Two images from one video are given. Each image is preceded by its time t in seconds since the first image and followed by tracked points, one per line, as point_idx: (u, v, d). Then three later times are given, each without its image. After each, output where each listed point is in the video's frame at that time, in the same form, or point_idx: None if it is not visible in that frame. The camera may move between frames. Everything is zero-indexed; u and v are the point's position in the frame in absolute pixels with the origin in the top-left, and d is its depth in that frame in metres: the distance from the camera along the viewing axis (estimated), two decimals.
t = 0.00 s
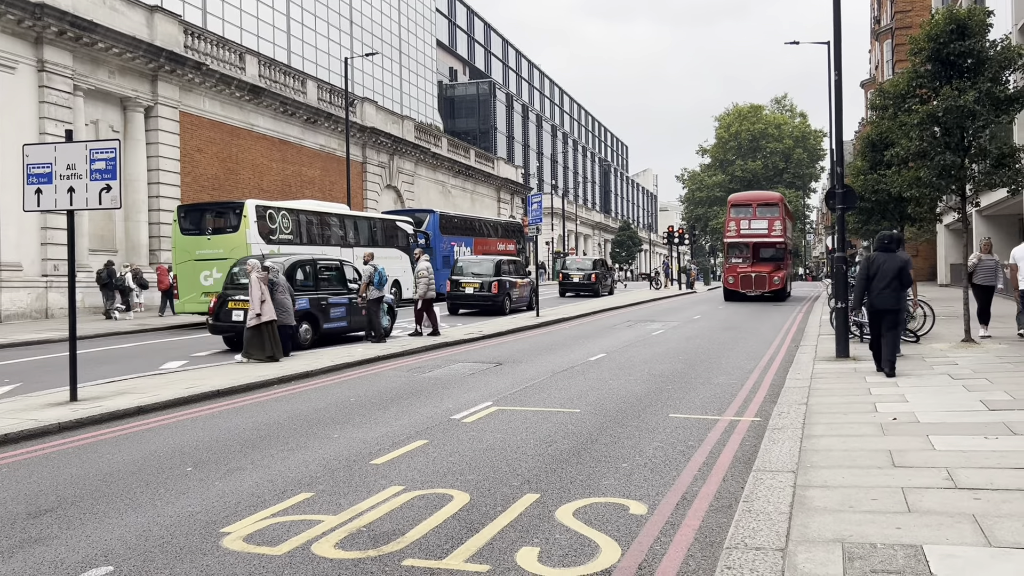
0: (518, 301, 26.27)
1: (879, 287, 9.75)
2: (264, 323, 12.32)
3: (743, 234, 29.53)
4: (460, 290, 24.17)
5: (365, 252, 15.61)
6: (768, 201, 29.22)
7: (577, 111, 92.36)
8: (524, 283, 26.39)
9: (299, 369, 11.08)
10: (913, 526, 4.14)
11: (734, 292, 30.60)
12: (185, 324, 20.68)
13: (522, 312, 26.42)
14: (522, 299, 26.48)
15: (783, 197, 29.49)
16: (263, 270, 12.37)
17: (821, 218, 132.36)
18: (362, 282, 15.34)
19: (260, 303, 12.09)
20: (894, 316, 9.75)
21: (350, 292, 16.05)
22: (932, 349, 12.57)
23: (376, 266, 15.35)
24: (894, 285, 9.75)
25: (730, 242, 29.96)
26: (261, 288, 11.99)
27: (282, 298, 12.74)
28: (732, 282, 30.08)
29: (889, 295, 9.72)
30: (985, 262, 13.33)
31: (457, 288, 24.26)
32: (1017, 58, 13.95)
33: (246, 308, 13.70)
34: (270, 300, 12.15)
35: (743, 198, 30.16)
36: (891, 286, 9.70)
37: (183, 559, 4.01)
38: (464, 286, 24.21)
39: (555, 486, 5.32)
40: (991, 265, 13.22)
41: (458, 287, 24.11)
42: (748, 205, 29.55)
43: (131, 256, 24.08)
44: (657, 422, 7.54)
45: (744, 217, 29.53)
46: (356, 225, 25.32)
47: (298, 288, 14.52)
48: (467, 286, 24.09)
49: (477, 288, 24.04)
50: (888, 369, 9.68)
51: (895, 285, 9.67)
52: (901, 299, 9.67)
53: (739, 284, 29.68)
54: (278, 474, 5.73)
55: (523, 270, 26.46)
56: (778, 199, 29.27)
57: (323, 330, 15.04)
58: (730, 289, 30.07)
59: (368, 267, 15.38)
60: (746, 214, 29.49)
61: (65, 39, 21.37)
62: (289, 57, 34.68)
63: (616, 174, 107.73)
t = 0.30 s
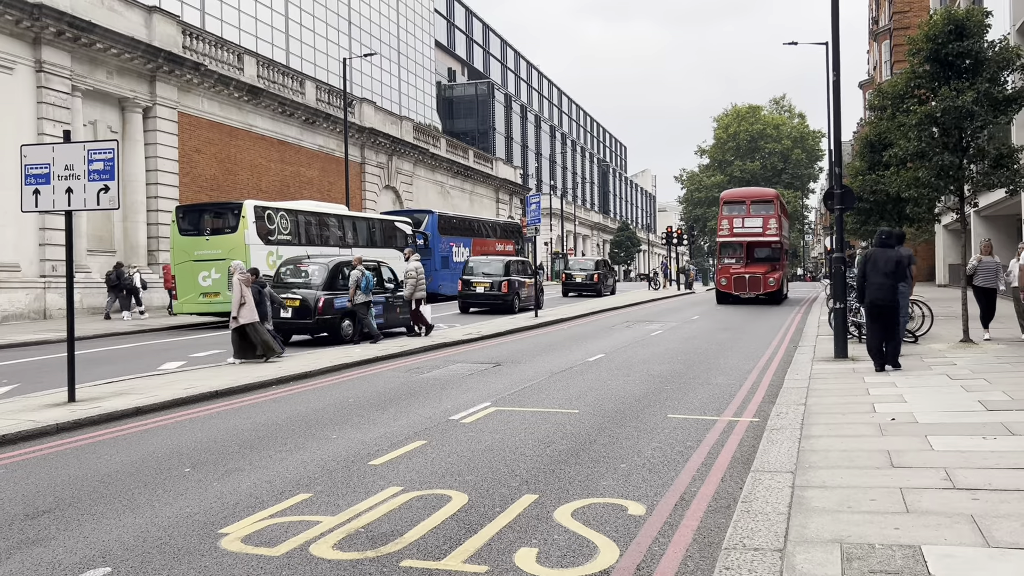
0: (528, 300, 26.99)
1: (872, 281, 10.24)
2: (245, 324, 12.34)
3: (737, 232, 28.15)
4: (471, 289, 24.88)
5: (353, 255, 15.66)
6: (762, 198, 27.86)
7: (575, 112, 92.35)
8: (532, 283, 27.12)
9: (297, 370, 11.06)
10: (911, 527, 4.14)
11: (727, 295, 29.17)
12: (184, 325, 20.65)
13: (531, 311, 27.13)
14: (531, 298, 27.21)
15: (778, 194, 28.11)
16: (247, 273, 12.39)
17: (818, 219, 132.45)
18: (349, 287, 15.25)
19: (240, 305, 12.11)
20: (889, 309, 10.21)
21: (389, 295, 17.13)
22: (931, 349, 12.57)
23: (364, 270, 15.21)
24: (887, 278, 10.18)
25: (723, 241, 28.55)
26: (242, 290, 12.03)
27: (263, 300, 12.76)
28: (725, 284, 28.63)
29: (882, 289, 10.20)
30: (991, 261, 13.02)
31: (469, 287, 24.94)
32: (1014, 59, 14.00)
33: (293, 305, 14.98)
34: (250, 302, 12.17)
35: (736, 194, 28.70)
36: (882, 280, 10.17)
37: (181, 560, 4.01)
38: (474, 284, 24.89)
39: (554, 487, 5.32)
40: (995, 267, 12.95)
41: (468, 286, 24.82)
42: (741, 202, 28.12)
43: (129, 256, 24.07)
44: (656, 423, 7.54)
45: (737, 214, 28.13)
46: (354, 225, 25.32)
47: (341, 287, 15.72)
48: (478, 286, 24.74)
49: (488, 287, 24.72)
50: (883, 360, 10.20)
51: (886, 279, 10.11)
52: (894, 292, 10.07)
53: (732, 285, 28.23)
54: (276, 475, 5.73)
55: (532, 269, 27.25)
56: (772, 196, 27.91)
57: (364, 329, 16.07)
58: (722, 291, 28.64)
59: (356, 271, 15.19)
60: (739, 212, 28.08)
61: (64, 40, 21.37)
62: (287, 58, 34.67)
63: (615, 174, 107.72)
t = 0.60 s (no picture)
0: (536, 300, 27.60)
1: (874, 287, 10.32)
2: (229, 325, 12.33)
3: (730, 232, 26.60)
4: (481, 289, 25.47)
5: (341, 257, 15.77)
6: (758, 196, 26.43)
7: (574, 112, 92.34)
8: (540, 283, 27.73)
9: (297, 372, 11.06)
10: (910, 528, 4.14)
11: (720, 299, 27.48)
12: (183, 326, 20.67)
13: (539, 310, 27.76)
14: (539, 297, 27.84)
15: (774, 192, 26.68)
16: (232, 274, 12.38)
17: (818, 220, 132.46)
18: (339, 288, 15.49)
19: (225, 305, 12.12)
20: (891, 313, 10.33)
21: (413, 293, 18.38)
22: (930, 351, 12.58)
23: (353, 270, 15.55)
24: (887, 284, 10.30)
25: (715, 242, 26.90)
26: (227, 290, 12.07)
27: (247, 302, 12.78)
28: (718, 287, 26.99)
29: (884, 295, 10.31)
30: (993, 261, 12.93)
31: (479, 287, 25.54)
32: (1014, 60, 14.02)
33: (328, 303, 16.59)
34: (235, 303, 12.20)
35: (728, 193, 27.20)
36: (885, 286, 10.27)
37: (180, 561, 4.01)
38: (483, 284, 25.47)
39: (553, 488, 5.32)
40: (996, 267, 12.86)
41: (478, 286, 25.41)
42: (735, 200, 26.66)
43: (128, 258, 24.07)
44: (655, 424, 7.54)
45: (731, 214, 26.65)
46: (354, 227, 25.33)
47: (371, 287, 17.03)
48: (488, 286, 25.34)
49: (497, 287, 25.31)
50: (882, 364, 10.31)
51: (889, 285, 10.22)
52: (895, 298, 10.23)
53: (725, 289, 26.58)
54: (275, 477, 5.72)
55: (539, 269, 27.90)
56: (768, 193, 26.47)
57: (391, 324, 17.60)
58: (715, 295, 26.96)
59: (344, 271, 15.60)
60: (733, 210, 26.60)
61: (63, 41, 21.37)
62: (286, 59, 34.68)
63: (614, 176, 107.73)
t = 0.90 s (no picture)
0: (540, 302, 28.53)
1: (878, 286, 10.86)
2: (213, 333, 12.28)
3: (724, 231, 24.55)
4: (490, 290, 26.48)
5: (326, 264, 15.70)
6: (753, 192, 24.31)
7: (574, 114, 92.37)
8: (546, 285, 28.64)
9: (296, 374, 11.05)
10: (910, 530, 4.13)
11: (713, 302, 25.65)
12: (183, 328, 20.65)
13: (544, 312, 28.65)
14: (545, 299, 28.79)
15: (771, 188, 24.54)
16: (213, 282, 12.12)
17: (816, 222, 132.47)
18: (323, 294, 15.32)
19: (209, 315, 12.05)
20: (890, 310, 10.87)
21: (442, 292, 19.58)
22: (930, 352, 12.58)
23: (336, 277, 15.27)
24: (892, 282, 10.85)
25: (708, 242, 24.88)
26: (212, 302, 11.96)
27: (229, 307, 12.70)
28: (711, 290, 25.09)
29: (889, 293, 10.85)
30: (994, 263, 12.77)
31: (488, 288, 26.54)
32: (1013, 62, 14.04)
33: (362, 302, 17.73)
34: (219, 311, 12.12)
35: (723, 189, 25.13)
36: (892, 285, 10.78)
37: (180, 563, 4.01)
38: (493, 286, 26.44)
39: (553, 490, 5.32)
40: (1000, 271, 12.69)
41: (487, 287, 26.40)
42: (729, 197, 24.56)
43: (127, 260, 24.06)
44: (655, 426, 7.53)
45: (724, 212, 24.59)
46: (353, 229, 25.35)
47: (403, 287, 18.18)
48: (497, 287, 26.33)
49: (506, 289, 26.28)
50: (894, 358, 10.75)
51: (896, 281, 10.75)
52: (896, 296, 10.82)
53: (718, 292, 24.67)
54: (275, 478, 5.72)
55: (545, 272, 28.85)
56: (765, 190, 24.36)
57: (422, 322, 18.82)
58: (708, 298, 25.09)
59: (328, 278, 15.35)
60: (727, 208, 24.54)
61: (63, 43, 21.39)
62: (286, 62, 34.71)
63: (613, 178, 107.66)
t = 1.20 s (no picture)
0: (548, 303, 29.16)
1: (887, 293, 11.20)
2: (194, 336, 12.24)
3: (717, 232, 23.27)
4: (499, 292, 27.25)
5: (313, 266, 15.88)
6: (748, 190, 22.95)
7: (574, 117, 92.42)
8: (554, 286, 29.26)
9: (296, 376, 11.04)
10: (911, 532, 4.13)
11: (707, 307, 24.36)
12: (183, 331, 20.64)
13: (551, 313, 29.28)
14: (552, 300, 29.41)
15: (767, 185, 23.18)
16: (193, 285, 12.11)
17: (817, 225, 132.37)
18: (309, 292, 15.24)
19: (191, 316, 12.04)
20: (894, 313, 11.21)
21: (463, 293, 20.61)
22: (930, 355, 12.57)
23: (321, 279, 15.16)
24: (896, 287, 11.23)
25: (700, 243, 23.56)
26: (193, 303, 11.97)
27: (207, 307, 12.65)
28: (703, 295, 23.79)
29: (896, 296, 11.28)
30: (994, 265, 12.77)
31: (497, 290, 27.30)
32: (1013, 64, 14.06)
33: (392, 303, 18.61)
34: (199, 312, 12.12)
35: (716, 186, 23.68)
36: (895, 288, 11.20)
37: (180, 566, 4.01)
38: (502, 288, 27.17)
39: (554, 492, 5.32)
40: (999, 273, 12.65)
41: (497, 289, 27.13)
42: (723, 195, 23.20)
43: (128, 263, 24.08)
44: (655, 429, 7.52)
45: (718, 211, 23.26)
46: (354, 231, 25.37)
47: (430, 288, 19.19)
48: (506, 289, 27.05)
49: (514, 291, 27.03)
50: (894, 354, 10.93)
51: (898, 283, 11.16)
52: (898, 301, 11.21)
53: (712, 297, 23.33)
54: (275, 481, 5.72)
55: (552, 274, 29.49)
56: (760, 188, 23.00)
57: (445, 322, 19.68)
58: (702, 303, 23.79)
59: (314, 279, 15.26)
60: (721, 207, 23.22)
61: (63, 46, 21.40)
62: (286, 64, 34.74)
63: (613, 180, 107.69)
